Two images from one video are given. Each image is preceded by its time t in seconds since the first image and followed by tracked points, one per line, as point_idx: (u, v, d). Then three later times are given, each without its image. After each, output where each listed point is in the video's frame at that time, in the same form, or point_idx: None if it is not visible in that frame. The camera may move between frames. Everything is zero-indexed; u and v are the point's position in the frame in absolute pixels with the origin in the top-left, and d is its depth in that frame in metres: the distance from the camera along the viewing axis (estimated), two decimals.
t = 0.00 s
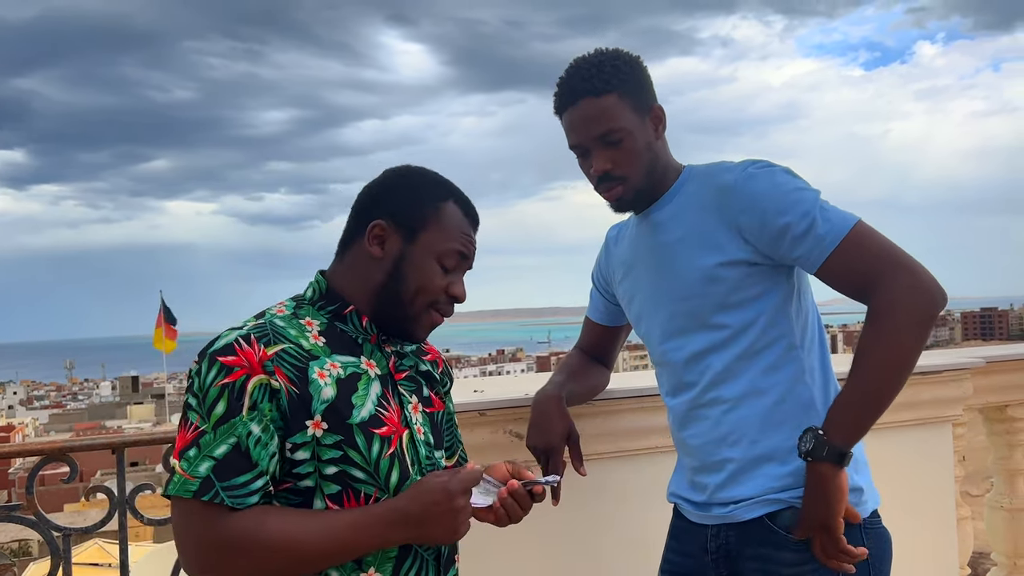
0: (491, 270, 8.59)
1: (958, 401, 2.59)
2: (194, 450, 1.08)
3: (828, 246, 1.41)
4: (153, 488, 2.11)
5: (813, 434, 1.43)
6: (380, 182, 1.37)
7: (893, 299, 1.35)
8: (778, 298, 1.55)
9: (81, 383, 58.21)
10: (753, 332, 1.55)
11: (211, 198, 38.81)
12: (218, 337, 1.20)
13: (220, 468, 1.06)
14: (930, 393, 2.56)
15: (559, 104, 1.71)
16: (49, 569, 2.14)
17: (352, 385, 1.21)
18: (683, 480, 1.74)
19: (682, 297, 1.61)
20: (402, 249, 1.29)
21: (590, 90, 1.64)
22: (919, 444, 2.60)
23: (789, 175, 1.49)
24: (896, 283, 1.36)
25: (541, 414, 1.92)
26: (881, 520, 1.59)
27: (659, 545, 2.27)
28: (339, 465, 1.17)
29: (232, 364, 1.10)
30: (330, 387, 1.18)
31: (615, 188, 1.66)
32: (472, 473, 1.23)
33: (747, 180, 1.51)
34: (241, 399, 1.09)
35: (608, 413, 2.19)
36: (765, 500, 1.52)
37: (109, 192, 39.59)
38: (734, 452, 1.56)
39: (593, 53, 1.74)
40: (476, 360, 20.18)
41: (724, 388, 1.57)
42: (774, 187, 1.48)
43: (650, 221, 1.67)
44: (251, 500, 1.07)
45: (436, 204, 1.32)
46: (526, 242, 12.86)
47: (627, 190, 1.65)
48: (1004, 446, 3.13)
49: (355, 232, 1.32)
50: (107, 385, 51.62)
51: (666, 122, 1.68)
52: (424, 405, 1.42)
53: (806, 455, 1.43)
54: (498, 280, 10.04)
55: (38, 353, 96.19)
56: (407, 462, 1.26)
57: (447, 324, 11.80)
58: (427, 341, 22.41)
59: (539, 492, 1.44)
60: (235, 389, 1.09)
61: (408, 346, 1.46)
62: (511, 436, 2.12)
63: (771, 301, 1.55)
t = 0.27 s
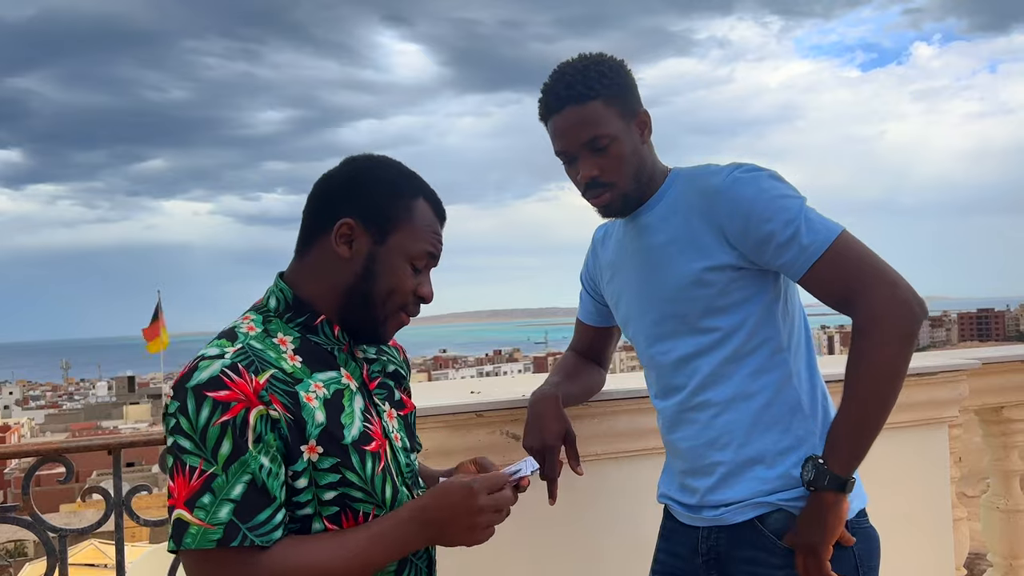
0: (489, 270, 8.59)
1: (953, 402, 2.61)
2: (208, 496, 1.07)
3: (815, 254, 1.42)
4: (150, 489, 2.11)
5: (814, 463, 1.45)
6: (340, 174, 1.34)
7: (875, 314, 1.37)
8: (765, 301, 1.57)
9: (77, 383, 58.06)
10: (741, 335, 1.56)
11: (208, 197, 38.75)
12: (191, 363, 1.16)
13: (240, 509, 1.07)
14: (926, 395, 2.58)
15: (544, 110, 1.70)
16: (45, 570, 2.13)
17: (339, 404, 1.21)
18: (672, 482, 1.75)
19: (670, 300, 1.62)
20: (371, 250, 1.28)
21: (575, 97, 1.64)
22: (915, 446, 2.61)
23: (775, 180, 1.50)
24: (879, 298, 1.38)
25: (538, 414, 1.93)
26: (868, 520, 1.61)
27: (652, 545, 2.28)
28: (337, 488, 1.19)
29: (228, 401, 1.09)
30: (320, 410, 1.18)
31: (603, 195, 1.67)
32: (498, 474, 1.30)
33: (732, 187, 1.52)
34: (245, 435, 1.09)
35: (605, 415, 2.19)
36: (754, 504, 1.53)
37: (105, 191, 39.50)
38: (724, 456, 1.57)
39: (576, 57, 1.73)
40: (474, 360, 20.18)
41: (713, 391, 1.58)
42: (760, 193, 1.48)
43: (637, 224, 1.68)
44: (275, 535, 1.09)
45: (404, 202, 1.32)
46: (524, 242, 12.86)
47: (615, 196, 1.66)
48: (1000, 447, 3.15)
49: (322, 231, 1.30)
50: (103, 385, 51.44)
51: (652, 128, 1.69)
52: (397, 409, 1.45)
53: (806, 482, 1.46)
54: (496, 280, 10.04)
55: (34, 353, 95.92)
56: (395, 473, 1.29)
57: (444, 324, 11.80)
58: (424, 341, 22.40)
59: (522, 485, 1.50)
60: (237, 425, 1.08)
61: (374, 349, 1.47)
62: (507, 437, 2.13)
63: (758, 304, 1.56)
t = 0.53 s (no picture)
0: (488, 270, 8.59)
1: (949, 403, 2.62)
2: (197, 512, 1.07)
3: (790, 259, 1.43)
4: (145, 489, 2.11)
5: (793, 471, 1.44)
6: (333, 175, 1.33)
7: (846, 320, 1.39)
8: (740, 303, 1.58)
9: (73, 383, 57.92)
10: (717, 337, 1.57)
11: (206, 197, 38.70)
12: (182, 374, 1.16)
13: (230, 526, 1.07)
14: (922, 396, 2.59)
15: (522, 112, 1.71)
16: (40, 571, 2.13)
17: (334, 410, 1.22)
18: (648, 481, 1.76)
19: (647, 302, 1.62)
20: (364, 255, 1.28)
21: (552, 99, 1.64)
22: (910, 446, 2.62)
23: (752, 183, 1.51)
24: (850, 304, 1.39)
25: (532, 412, 1.94)
26: (841, 518, 1.61)
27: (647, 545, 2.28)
28: (341, 496, 1.18)
29: (220, 414, 1.08)
30: (316, 418, 1.19)
31: (582, 198, 1.67)
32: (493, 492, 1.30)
33: (709, 190, 1.52)
34: (236, 449, 1.08)
35: (601, 416, 2.20)
36: (728, 504, 1.54)
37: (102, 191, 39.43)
38: (699, 456, 1.58)
39: (552, 59, 1.74)
40: (471, 361, 20.16)
41: (688, 393, 1.58)
42: (737, 197, 1.49)
43: (614, 225, 1.68)
44: (268, 549, 1.09)
45: (397, 206, 1.32)
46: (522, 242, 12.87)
47: (595, 198, 1.66)
48: (996, 447, 3.16)
49: (314, 234, 1.30)
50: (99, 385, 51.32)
51: (629, 129, 1.70)
52: (395, 408, 1.47)
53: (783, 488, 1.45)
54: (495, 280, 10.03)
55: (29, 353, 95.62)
56: (395, 474, 1.30)
57: (443, 324, 11.78)
58: (422, 341, 22.38)
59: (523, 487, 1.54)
60: (229, 439, 1.08)
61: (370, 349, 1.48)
62: (505, 438, 2.13)
63: (733, 306, 1.57)
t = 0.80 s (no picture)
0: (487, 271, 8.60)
1: (947, 404, 2.63)
2: (205, 488, 1.07)
3: (765, 263, 1.44)
4: (142, 489, 2.11)
5: (758, 469, 1.47)
6: (356, 174, 1.35)
7: (814, 327, 1.41)
8: (717, 305, 1.58)
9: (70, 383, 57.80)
10: (694, 339, 1.58)
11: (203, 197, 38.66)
12: (202, 356, 1.18)
13: (235, 504, 1.07)
14: (920, 396, 2.60)
15: (499, 114, 1.72)
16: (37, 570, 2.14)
17: (347, 399, 1.23)
18: (627, 480, 1.77)
19: (626, 304, 1.63)
20: (382, 248, 1.29)
21: (530, 101, 1.65)
22: (907, 446, 2.63)
23: (728, 187, 1.51)
24: (819, 311, 1.41)
25: (525, 408, 1.95)
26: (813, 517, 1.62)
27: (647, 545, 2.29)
28: (350, 485, 1.18)
29: (233, 393, 1.10)
30: (328, 405, 1.20)
31: (560, 199, 1.68)
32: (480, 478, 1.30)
33: (687, 193, 1.53)
34: (246, 429, 1.09)
35: (599, 416, 2.20)
36: (705, 500, 1.55)
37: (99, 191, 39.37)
38: (678, 456, 1.59)
39: (531, 61, 1.74)
40: (469, 361, 20.14)
41: (667, 394, 1.59)
42: (714, 201, 1.50)
43: (593, 227, 1.69)
44: (269, 532, 1.09)
45: (417, 203, 1.34)
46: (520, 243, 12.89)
47: (573, 199, 1.67)
48: (992, 448, 3.18)
49: (335, 227, 1.31)
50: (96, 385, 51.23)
51: (606, 130, 1.70)
52: (408, 405, 1.47)
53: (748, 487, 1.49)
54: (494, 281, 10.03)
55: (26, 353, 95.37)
56: (406, 469, 1.30)
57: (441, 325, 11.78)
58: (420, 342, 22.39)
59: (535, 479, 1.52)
60: (240, 418, 1.09)
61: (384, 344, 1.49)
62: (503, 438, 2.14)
63: (710, 308, 1.58)
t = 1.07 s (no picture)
0: (483, 272, 8.60)
1: (943, 404, 2.63)
2: (232, 473, 1.07)
3: (769, 264, 1.44)
4: (140, 489, 2.11)
5: (765, 476, 1.48)
6: (356, 176, 1.37)
7: (818, 332, 1.41)
8: (722, 305, 1.59)
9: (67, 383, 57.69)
10: (699, 339, 1.58)
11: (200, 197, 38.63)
12: (214, 355, 1.18)
13: (264, 484, 1.07)
14: (917, 397, 2.60)
15: (502, 116, 1.71)
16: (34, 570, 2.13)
17: (359, 385, 1.23)
18: (635, 480, 1.77)
19: (631, 305, 1.63)
20: (379, 244, 1.30)
21: (534, 102, 1.64)
22: (904, 446, 2.64)
23: (733, 186, 1.51)
24: (823, 316, 1.41)
25: (519, 410, 1.94)
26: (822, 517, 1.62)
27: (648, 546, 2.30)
28: (365, 466, 1.18)
29: (248, 380, 1.10)
30: (340, 390, 1.20)
31: (567, 201, 1.68)
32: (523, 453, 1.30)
33: (691, 193, 1.53)
34: (264, 414, 1.09)
35: (595, 416, 2.21)
36: (712, 502, 1.55)
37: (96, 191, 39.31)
38: (684, 456, 1.59)
39: (532, 62, 1.74)
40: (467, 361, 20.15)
41: (671, 395, 1.60)
42: (718, 200, 1.50)
43: (598, 228, 1.70)
44: (302, 509, 1.09)
45: (414, 200, 1.34)
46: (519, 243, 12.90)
47: (580, 200, 1.67)
48: (989, 448, 3.19)
49: (335, 227, 1.33)
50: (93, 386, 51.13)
51: (609, 130, 1.70)
52: (421, 397, 1.47)
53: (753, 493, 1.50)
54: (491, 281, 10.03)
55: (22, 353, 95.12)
56: (422, 453, 1.30)
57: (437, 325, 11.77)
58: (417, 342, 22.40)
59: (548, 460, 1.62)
60: (256, 404, 1.09)
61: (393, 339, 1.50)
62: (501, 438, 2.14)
63: (714, 308, 1.59)
